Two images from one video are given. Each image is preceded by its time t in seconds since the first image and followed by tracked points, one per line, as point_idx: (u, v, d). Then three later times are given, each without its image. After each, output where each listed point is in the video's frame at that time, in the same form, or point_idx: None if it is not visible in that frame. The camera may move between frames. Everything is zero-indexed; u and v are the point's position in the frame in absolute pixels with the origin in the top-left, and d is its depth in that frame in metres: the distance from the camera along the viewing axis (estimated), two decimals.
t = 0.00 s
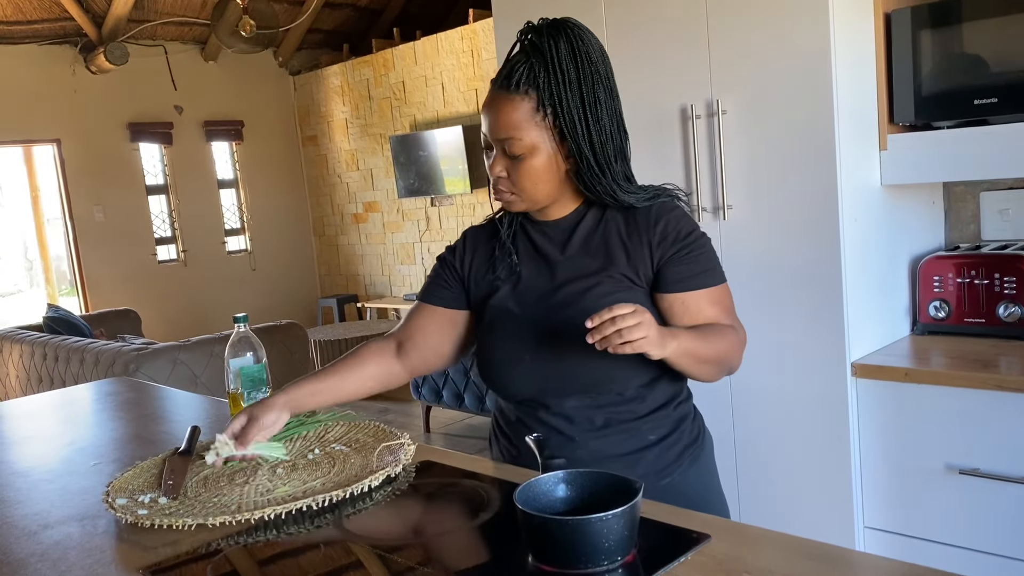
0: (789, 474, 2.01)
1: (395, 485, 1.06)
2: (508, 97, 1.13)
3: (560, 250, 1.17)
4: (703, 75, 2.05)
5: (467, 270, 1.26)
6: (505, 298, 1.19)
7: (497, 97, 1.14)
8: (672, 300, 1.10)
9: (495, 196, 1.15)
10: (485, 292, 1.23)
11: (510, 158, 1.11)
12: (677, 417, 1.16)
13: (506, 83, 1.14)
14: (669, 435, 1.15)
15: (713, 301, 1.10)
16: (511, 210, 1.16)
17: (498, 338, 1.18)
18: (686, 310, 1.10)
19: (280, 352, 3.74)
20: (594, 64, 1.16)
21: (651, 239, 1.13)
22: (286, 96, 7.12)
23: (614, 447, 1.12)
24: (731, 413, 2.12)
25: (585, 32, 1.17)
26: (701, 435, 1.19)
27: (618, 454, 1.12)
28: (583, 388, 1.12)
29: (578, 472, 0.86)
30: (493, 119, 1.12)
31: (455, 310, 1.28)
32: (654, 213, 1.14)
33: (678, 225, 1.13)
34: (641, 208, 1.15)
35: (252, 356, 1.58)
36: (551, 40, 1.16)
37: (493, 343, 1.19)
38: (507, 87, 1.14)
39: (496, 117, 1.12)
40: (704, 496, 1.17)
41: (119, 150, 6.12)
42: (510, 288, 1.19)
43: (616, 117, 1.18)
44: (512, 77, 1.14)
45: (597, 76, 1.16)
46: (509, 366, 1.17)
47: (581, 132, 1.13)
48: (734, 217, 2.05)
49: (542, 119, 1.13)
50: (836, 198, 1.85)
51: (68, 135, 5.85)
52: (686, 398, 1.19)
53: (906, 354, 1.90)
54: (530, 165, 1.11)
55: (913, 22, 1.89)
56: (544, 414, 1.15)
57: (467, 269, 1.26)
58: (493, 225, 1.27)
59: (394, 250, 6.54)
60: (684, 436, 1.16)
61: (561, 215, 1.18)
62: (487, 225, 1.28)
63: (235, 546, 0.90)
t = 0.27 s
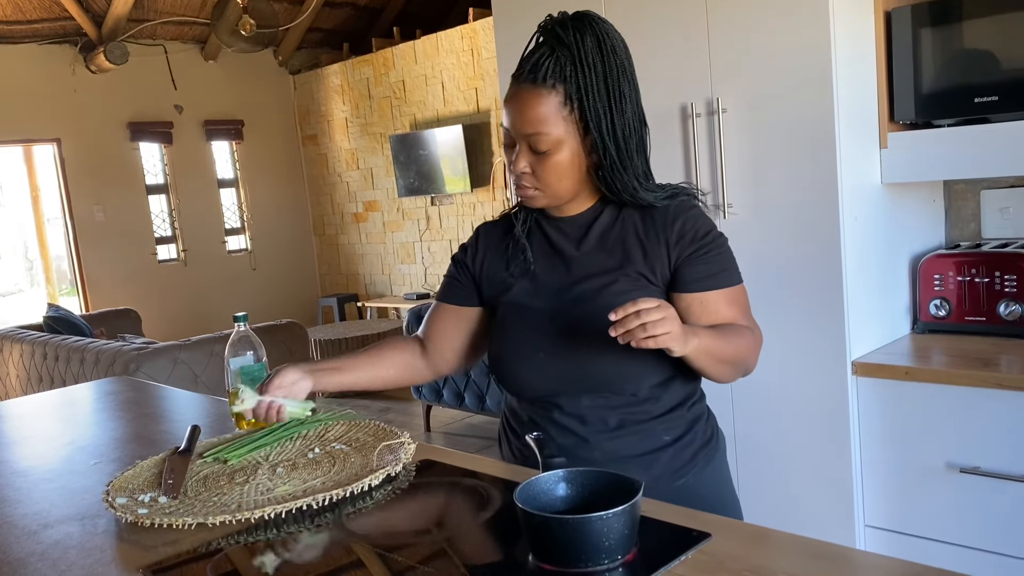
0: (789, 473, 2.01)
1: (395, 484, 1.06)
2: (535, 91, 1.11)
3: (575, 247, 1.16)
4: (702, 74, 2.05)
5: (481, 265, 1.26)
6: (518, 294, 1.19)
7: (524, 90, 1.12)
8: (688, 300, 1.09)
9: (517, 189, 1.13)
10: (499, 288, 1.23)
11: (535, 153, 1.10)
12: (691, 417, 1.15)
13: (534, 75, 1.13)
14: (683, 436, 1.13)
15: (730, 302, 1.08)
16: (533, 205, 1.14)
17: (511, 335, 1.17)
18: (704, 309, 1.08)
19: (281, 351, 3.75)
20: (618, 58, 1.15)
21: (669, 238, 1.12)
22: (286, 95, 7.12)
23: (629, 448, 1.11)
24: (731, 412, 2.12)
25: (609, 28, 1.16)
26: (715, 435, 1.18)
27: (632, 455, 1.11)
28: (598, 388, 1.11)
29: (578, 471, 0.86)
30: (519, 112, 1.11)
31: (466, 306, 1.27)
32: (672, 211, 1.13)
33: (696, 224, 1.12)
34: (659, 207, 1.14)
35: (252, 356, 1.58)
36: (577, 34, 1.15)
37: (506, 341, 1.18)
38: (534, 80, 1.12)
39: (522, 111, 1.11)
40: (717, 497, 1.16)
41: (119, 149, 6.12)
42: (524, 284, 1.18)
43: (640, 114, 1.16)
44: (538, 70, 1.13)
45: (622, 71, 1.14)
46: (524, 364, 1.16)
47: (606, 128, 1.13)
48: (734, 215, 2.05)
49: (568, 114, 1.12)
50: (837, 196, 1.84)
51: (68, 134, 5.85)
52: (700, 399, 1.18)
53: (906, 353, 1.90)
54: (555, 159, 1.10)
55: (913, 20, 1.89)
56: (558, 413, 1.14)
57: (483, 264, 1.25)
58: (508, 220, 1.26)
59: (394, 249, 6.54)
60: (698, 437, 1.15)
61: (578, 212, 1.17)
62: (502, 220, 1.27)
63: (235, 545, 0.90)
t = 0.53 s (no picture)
0: (789, 471, 2.01)
1: (395, 482, 1.06)
2: (583, 79, 1.08)
3: (597, 244, 1.15)
4: (702, 73, 2.05)
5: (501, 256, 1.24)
6: (537, 289, 1.17)
7: (571, 76, 1.08)
8: (709, 302, 1.08)
9: (557, 182, 1.10)
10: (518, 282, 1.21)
11: (582, 143, 1.07)
12: (708, 420, 1.13)
13: (580, 62, 1.09)
14: (699, 439, 1.11)
15: (752, 306, 1.07)
16: (572, 196, 1.11)
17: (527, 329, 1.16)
18: (726, 312, 1.07)
19: (282, 350, 3.75)
20: (656, 52, 1.13)
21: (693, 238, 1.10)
22: (286, 95, 7.12)
23: (643, 450, 1.09)
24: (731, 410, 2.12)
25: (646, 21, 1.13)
26: (733, 440, 1.16)
27: (645, 457, 1.09)
28: (613, 387, 1.10)
29: (578, 470, 0.86)
30: (563, 99, 1.06)
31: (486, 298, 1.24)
32: (698, 212, 1.11)
33: (722, 226, 1.10)
34: (685, 206, 1.12)
35: (252, 355, 1.57)
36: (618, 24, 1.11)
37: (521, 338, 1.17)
38: (578, 68, 1.09)
39: (572, 97, 1.06)
40: (734, 503, 1.13)
41: (120, 148, 6.12)
42: (544, 279, 1.17)
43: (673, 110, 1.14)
44: (581, 58, 1.10)
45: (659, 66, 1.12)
46: (540, 361, 1.15)
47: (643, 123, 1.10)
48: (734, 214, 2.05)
49: (614, 104, 1.09)
50: (837, 194, 1.84)
51: (68, 133, 5.85)
52: (717, 402, 1.15)
53: (906, 351, 1.90)
54: (600, 151, 1.08)
55: (913, 18, 1.88)
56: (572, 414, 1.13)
57: (504, 257, 1.23)
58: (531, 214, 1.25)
59: (394, 248, 6.55)
60: (715, 440, 1.13)
61: (601, 208, 1.16)
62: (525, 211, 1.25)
63: (235, 544, 0.90)
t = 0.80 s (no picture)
0: (789, 470, 2.01)
1: (395, 482, 1.06)
2: (616, 70, 1.04)
3: (626, 242, 1.12)
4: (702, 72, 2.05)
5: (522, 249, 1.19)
6: (562, 286, 1.13)
7: (604, 67, 1.04)
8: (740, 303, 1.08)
9: (589, 176, 1.06)
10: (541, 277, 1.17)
11: (617, 135, 1.03)
12: (727, 422, 1.11)
13: (614, 53, 1.06)
14: (719, 441, 1.09)
15: (780, 309, 1.07)
16: (604, 190, 1.08)
17: (546, 330, 1.13)
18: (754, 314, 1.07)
19: (282, 350, 3.75)
20: (689, 48, 1.11)
21: (725, 239, 1.09)
22: (286, 94, 7.11)
23: (665, 451, 1.07)
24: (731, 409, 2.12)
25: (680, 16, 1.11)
26: (751, 442, 1.14)
27: (666, 459, 1.07)
28: (637, 389, 1.08)
29: (580, 468, 0.86)
30: (598, 91, 1.03)
31: (515, 297, 1.16)
32: (731, 211, 1.10)
33: (753, 227, 1.09)
34: (716, 205, 1.10)
35: (252, 355, 1.57)
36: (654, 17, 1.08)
37: (544, 337, 1.14)
38: (614, 59, 1.05)
39: (606, 89, 1.03)
40: (753, 506, 1.11)
41: (120, 148, 6.12)
42: (570, 276, 1.13)
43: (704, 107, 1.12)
44: (617, 49, 1.06)
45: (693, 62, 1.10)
46: (564, 362, 1.12)
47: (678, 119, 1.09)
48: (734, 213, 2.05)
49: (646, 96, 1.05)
50: (838, 193, 1.84)
51: (69, 133, 5.85)
52: (736, 403, 1.14)
53: (907, 349, 1.90)
54: (634, 144, 1.04)
55: (913, 17, 1.88)
56: (593, 415, 1.11)
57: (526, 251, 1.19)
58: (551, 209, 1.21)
59: (394, 247, 6.55)
60: (734, 441, 1.11)
61: (629, 206, 1.13)
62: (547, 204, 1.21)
63: (236, 544, 0.90)
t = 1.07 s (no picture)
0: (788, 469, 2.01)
1: (395, 481, 1.06)
2: (645, 65, 0.99)
3: (651, 243, 1.09)
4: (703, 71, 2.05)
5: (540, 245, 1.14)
6: (585, 287, 1.10)
7: (631, 62, 1.00)
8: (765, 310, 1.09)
9: (614, 175, 1.03)
10: (561, 276, 1.12)
11: (644, 134, 0.99)
12: (742, 424, 1.11)
13: (645, 46, 1.00)
14: (735, 443, 1.10)
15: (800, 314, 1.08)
16: (628, 189, 1.04)
17: (562, 332, 1.11)
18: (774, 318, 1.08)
19: (283, 350, 3.75)
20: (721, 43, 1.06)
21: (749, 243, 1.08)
22: (286, 94, 7.12)
23: (685, 455, 1.07)
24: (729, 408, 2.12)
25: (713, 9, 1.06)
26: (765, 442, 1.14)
27: (686, 462, 1.07)
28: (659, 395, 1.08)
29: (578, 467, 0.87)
30: (628, 86, 0.98)
31: (535, 298, 1.10)
32: (756, 215, 1.08)
33: (777, 230, 1.09)
34: (740, 208, 1.09)
35: (252, 354, 1.56)
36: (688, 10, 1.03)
37: (561, 339, 1.11)
38: (645, 55, 1.00)
39: (632, 85, 0.98)
40: (768, 505, 1.12)
41: (121, 148, 6.12)
42: (594, 277, 1.09)
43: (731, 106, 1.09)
44: (648, 44, 1.01)
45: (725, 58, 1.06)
46: (586, 365, 1.09)
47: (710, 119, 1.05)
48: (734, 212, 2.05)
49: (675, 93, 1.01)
50: (839, 192, 1.84)
51: (69, 133, 5.85)
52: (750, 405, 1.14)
53: (907, 348, 1.90)
54: (661, 143, 1.00)
55: (913, 16, 1.88)
56: (612, 420, 1.10)
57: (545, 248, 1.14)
58: (568, 204, 1.16)
59: (395, 247, 6.55)
60: (749, 442, 1.11)
61: (654, 204, 1.10)
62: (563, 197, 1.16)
63: (237, 543, 0.90)
